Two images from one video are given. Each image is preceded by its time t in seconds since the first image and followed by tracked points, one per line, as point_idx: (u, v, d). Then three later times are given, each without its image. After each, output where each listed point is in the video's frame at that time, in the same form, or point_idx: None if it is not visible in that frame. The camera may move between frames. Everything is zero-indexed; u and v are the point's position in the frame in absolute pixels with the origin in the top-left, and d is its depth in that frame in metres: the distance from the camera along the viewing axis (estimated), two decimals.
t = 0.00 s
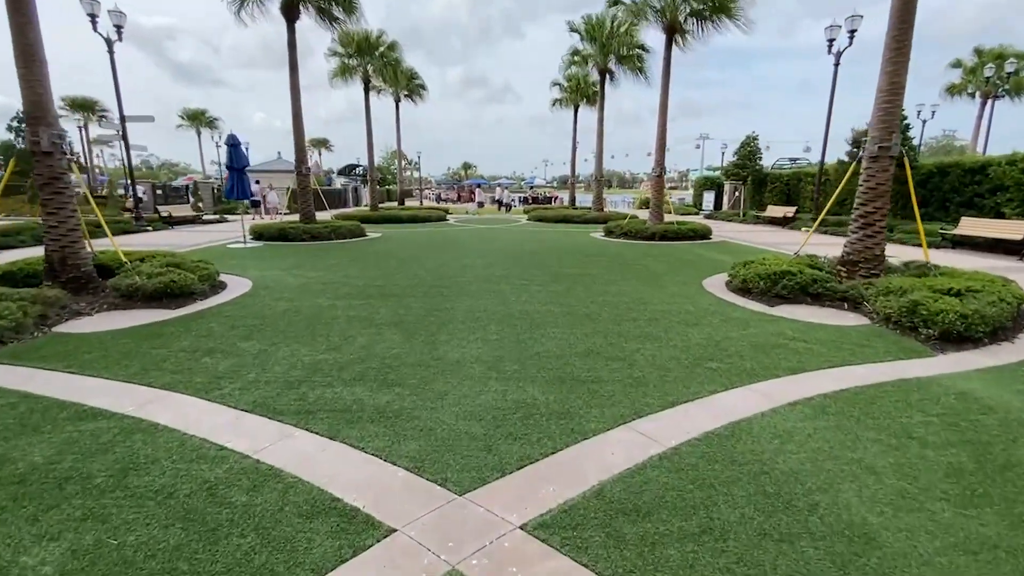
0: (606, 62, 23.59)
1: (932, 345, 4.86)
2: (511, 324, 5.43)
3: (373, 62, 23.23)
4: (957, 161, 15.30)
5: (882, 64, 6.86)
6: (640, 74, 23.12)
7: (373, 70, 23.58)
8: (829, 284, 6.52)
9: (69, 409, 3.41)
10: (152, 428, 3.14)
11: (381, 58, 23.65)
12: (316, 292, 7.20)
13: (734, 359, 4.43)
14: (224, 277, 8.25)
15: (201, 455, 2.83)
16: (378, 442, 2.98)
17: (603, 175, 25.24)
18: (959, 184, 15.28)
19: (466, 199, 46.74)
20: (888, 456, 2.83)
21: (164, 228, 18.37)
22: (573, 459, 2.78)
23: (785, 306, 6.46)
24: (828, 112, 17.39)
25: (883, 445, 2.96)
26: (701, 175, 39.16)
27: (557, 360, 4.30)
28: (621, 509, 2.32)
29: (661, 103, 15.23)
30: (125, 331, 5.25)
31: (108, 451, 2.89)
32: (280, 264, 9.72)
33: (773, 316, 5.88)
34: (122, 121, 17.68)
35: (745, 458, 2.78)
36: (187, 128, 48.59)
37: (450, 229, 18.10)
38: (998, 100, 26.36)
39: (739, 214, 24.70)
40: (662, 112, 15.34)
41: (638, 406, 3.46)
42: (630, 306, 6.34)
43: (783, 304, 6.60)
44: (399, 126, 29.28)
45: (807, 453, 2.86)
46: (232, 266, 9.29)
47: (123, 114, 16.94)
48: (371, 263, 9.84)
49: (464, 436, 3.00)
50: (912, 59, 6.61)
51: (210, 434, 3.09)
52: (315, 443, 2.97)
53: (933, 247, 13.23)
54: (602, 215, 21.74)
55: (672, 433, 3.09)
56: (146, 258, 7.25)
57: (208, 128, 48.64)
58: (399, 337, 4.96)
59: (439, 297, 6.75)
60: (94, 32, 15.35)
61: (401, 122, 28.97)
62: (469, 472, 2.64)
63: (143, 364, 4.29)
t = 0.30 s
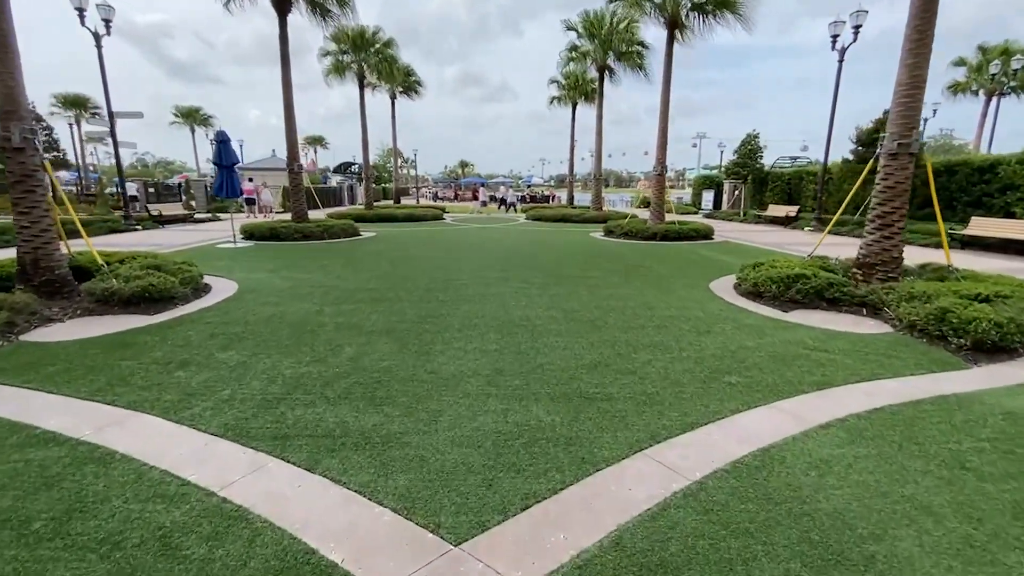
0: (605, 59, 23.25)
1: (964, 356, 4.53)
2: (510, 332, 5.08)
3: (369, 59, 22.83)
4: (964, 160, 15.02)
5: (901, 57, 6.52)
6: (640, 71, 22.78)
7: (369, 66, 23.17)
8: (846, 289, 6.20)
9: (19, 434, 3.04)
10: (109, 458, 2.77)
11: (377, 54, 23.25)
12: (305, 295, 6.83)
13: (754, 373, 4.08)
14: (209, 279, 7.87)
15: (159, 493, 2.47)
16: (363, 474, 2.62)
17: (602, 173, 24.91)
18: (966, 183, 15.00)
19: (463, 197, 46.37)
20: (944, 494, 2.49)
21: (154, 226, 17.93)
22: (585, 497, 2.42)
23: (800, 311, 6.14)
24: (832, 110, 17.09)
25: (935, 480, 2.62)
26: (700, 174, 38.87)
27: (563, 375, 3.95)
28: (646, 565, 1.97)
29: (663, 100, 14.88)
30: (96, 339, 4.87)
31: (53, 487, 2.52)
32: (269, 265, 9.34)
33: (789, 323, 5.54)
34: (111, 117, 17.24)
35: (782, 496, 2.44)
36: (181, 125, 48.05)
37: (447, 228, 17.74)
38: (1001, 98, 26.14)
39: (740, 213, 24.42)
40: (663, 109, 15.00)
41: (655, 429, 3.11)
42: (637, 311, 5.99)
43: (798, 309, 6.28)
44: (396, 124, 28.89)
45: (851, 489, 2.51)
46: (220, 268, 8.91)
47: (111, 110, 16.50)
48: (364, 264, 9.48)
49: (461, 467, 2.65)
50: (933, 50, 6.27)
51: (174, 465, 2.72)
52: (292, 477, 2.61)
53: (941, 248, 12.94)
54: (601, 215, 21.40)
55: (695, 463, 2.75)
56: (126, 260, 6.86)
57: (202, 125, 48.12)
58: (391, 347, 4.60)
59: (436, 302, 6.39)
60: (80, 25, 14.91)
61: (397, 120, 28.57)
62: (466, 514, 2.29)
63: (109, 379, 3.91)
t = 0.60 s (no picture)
0: (604, 56, 22.95)
1: (994, 367, 4.25)
2: (509, 341, 4.78)
3: (364, 55, 22.48)
4: (970, 159, 14.77)
5: (919, 49, 6.22)
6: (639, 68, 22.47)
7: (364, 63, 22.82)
8: (863, 293, 5.91)
9: None
10: (58, 494, 2.45)
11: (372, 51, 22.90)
12: (295, 300, 6.51)
13: (772, 387, 3.78)
14: (195, 283, 7.54)
15: (108, 539, 2.15)
16: (342, 513, 2.30)
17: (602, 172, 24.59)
18: (972, 182, 14.75)
19: (461, 196, 46.02)
20: (1005, 538, 2.19)
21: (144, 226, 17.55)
22: (598, 542, 2.12)
23: (813, 317, 5.85)
24: (835, 108, 16.82)
25: (993, 520, 2.32)
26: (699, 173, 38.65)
27: (567, 390, 3.65)
28: None
29: (664, 98, 14.56)
30: (64, 349, 4.53)
31: None
32: (259, 268, 9.00)
33: (804, 330, 5.25)
34: (100, 114, 16.84)
35: (823, 541, 2.14)
36: (175, 123, 47.50)
37: (444, 228, 17.41)
38: (1004, 96, 25.98)
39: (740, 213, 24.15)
40: (664, 106, 14.69)
41: (672, 456, 2.80)
42: (642, 317, 5.69)
43: (811, 314, 5.99)
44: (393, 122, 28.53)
45: (900, 534, 2.20)
46: (207, 270, 8.57)
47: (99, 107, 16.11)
48: (358, 266, 9.16)
49: (456, 505, 2.34)
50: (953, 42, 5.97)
51: (130, 502, 2.40)
52: (263, 517, 2.29)
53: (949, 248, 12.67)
54: (601, 214, 21.10)
55: (719, 497, 2.44)
56: (105, 264, 6.52)
57: (196, 123, 47.60)
58: (381, 358, 4.30)
59: (430, 307, 6.09)
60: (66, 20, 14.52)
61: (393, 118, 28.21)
62: (461, 566, 1.98)
63: (71, 396, 3.58)
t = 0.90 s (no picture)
0: (603, 52, 22.62)
1: None
2: (506, 351, 4.46)
3: (359, 51, 22.10)
4: (977, 156, 14.47)
5: (937, 40, 5.89)
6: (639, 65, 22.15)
7: (359, 60, 22.45)
8: (879, 297, 5.59)
9: None
10: None
11: (367, 47, 22.51)
12: (280, 305, 6.18)
13: (792, 404, 3.46)
14: (177, 286, 7.20)
15: None
16: (309, 565, 1.97)
17: (601, 170, 24.27)
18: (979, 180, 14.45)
19: (458, 195, 45.60)
20: None
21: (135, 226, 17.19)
22: None
23: (828, 322, 5.54)
24: (838, 104, 16.52)
25: None
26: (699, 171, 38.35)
27: (569, 409, 3.32)
28: None
29: (665, 94, 14.21)
30: (24, 361, 4.20)
31: None
32: (246, 269, 8.66)
33: (819, 338, 4.93)
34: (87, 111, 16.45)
35: None
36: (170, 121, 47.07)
37: (440, 228, 17.08)
38: (1007, 93, 25.72)
39: (741, 211, 23.84)
40: (666, 103, 14.36)
41: (688, 489, 2.47)
42: (647, 324, 5.37)
43: (825, 319, 5.67)
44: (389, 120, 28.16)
45: None
46: (191, 272, 8.22)
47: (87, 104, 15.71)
48: (349, 268, 8.81)
49: (441, 556, 2.00)
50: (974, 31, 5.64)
51: (63, 552, 2.07)
52: (216, 570, 1.96)
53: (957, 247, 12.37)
54: (600, 213, 20.77)
55: (745, 542, 2.12)
56: (78, 267, 6.18)
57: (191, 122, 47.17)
58: (367, 370, 3.96)
59: (423, 312, 5.75)
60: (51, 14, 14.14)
61: (390, 115, 27.85)
62: None
63: (21, 416, 3.24)
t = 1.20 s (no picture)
0: (603, 50, 22.34)
1: None
2: (506, 362, 4.16)
3: (356, 49, 21.78)
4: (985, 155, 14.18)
5: (959, 33, 5.57)
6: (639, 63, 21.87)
7: (356, 58, 22.14)
8: (899, 303, 5.29)
9: None
10: None
11: (364, 45, 22.21)
12: (267, 311, 5.88)
13: (818, 425, 3.16)
14: (162, 292, 6.90)
15: None
16: None
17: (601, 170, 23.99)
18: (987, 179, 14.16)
19: (457, 195, 45.30)
20: None
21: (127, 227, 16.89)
22: None
23: (845, 329, 5.25)
24: (841, 104, 16.25)
25: None
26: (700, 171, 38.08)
27: (575, 432, 3.01)
28: None
29: (666, 92, 13.92)
30: None
31: None
32: (236, 273, 8.35)
33: (837, 348, 4.64)
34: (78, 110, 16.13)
35: None
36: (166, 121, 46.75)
37: (438, 229, 16.77)
38: (1011, 92, 25.49)
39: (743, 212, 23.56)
40: (668, 101, 14.08)
41: (713, 532, 2.17)
42: (654, 332, 5.08)
43: (841, 326, 5.38)
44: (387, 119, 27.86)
45: None
46: (179, 276, 7.92)
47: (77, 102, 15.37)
48: (343, 271, 8.51)
49: None
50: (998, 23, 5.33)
51: None
52: None
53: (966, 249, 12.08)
54: (601, 213, 20.48)
55: None
56: (55, 272, 5.88)
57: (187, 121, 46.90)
58: (356, 385, 3.67)
59: (418, 319, 5.46)
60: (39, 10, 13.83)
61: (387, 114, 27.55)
62: None
63: None
